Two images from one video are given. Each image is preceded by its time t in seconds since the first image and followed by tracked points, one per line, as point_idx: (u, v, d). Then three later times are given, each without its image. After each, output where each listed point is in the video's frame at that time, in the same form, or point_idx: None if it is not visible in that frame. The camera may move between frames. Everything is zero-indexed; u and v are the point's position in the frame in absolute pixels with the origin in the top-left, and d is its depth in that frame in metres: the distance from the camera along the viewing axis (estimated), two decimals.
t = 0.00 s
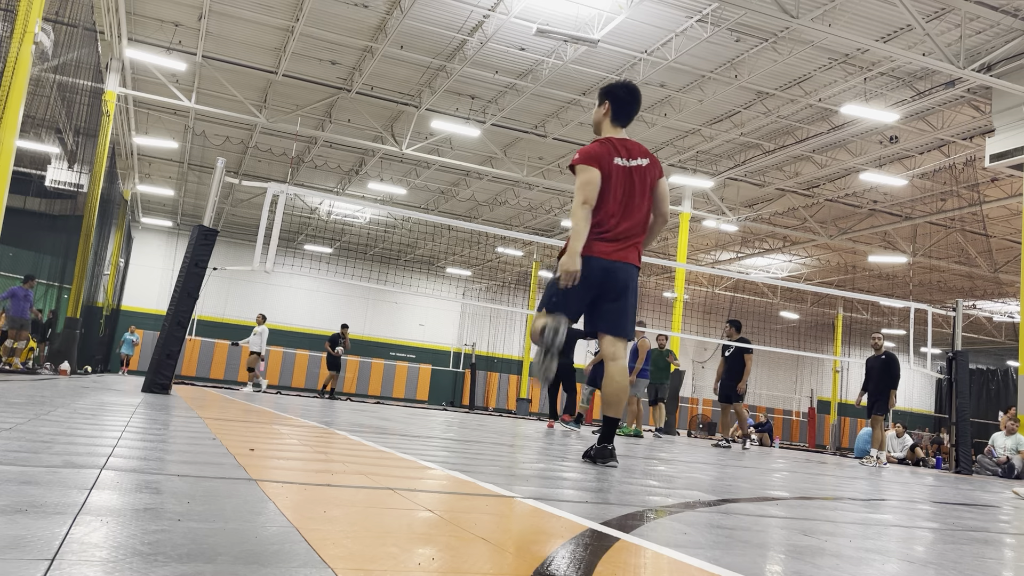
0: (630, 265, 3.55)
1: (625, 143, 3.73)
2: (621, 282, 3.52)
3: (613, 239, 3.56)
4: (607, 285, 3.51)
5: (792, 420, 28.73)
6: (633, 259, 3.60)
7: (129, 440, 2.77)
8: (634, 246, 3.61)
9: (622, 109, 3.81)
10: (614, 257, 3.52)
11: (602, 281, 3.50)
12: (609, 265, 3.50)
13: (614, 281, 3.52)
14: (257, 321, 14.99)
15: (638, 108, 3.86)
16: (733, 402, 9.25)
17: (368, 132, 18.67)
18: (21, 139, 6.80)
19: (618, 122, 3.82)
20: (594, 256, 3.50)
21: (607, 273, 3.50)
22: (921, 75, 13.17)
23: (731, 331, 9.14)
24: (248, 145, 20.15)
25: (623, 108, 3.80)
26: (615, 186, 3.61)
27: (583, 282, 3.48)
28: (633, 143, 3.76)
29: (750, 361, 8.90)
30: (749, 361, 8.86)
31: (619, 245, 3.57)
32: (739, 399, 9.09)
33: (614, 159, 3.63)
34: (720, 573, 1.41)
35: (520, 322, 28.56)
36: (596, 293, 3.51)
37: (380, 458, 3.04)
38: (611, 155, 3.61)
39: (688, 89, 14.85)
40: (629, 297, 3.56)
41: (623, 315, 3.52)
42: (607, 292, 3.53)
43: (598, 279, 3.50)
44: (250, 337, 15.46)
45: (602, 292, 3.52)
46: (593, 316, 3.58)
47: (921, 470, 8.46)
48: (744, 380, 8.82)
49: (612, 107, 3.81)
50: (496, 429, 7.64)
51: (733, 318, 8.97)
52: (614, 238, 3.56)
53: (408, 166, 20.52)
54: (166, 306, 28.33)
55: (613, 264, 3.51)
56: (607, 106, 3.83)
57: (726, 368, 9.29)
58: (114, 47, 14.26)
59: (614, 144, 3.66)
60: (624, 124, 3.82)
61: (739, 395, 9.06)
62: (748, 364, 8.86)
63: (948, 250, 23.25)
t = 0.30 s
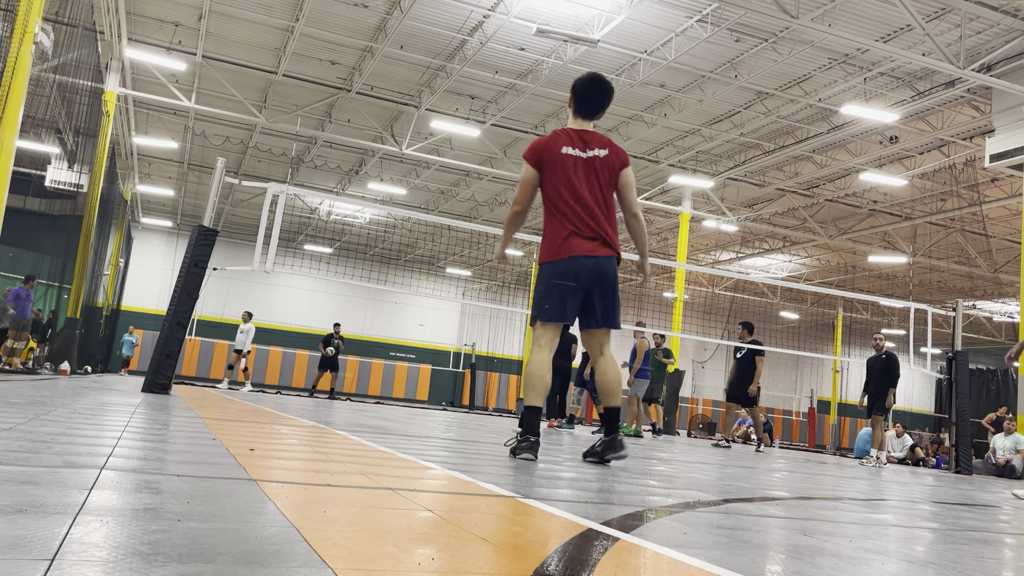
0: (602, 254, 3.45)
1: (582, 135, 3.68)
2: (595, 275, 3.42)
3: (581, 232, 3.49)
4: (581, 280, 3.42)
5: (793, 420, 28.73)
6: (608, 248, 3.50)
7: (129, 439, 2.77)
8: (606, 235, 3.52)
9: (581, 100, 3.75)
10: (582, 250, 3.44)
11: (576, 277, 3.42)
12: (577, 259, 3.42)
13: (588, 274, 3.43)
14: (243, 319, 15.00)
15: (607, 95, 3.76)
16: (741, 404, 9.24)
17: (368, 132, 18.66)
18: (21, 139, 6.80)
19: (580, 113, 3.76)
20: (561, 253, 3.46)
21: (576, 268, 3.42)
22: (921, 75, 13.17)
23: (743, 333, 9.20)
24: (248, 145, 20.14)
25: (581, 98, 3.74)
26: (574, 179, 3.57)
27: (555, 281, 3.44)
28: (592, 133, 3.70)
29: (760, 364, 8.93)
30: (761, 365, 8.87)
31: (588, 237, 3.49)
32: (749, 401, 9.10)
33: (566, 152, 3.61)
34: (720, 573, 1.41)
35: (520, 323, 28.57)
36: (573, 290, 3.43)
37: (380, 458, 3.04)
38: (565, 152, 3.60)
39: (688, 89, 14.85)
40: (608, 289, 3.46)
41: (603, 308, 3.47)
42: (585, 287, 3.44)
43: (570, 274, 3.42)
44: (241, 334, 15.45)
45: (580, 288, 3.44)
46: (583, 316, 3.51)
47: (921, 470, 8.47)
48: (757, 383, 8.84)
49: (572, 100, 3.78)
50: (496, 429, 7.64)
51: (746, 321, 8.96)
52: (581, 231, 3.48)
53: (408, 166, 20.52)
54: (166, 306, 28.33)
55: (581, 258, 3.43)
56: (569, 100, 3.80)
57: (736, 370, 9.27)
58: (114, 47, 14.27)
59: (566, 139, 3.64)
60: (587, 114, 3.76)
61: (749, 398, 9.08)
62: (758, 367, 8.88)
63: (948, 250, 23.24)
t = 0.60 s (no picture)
0: (587, 246, 3.45)
1: (572, 126, 3.66)
2: (579, 266, 3.42)
3: (566, 224, 3.50)
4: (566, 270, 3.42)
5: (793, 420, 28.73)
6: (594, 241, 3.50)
7: (128, 439, 2.76)
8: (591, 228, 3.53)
9: (575, 90, 3.70)
10: (567, 241, 3.44)
11: (561, 268, 3.42)
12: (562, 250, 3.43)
13: (573, 266, 3.43)
14: (229, 318, 14.99)
15: (602, 87, 3.70)
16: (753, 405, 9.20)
17: (368, 132, 18.66)
18: (21, 139, 6.80)
19: (575, 106, 3.74)
20: (546, 244, 3.45)
21: (561, 259, 3.42)
22: (921, 75, 13.16)
23: (755, 335, 9.23)
24: (248, 145, 20.15)
25: (574, 89, 3.70)
26: (560, 172, 3.56)
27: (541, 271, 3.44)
28: (583, 126, 3.68)
29: (773, 366, 8.93)
30: (775, 367, 8.88)
31: (573, 228, 3.50)
32: (763, 402, 9.09)
33: (556, 144, 3.60)
34: (720, 573, 1.41)
35: (520, 323, 28.59)
36: (557, 284, 3.43)
37: (379, 457, 3.04)
38: (552, 142, 3.59)
39: (688, 89, 14.86)
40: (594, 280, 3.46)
41: (590, 296, 3.46)
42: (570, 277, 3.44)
43: (554, 264, 3.43)
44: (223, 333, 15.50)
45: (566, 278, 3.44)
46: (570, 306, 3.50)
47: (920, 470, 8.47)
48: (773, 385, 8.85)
49: (566, 91, 3.76)
50: (496, 429, 7.63)
51: (757, 322, 8.96)
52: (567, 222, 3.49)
53: (409, 166, 20.52)
54: (166, 306, 28.33)
55: (564, 249, 3.43)
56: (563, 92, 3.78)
57: (748, 371, 9.26)
58: (114, 47, 14.26)
59: (555, 130, 3.63)
60: (580, 106, 3.72)
61: (762, 399, 9.07)
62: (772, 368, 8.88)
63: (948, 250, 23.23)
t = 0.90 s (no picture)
0: (582, 249, 3.44)
1: (574, 131, 3.66)
2: (571, 269, 3.41)
3: (562, 226, 3.50)
4: (558, 273, 3.41)
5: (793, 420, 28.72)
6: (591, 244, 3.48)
7: (128, 440, 2.77)
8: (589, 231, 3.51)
9: (579, 95, 3.70)
10: (561, 244, 3.45)
11: (556, 270, 3.41)
12: (556, 252, 3.43)
13: (566, 269, 3.42)
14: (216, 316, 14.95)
15: (605, 91, 3.69)
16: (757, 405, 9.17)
17: (368, 132, 18.65)
18: (21, 139, 6.80)
19: (579, 111, 3.74)
20: (541, 246, 3.47)
21: (556, 262, 3.42)
22: (921, 75, 13.16)
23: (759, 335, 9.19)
24: (248, 145, 20.14)
25: (577, 94, 3.71)
26: (558, 175, 3.58)
27: (534, 274, 3.44)
28: (585, 131, 3.68)
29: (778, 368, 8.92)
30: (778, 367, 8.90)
31: (569, 231, 3.50)
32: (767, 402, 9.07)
33: (555, 148, 3.61)
34: (720, 573, 1.41)
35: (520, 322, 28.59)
36: (550, 285, 3.43)
37: (379, 458, 3.04)
38: (553, 146, 3.62)
39: (688, 89, 14.85)
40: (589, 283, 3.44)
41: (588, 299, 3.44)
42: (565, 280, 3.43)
43: (548, 267, 3.43)
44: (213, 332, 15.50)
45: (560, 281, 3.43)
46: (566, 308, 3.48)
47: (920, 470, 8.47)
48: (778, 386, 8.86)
49: (570, 98, 3.77)
50: (496, 429, 7.63)
51: (763, 322, 8.94)
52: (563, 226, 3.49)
53: (408, 166, 20.52)
54: (166, 306, 28.32)
55: (558, 251, 3.44)
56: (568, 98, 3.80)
57: (752, 370, 9.24)
58: (114, 47, 14.26)
59: (555, 134, 3.64)
60: (583, 112, 3.72)
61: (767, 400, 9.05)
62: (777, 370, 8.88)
63: (948, 250, 23.23)
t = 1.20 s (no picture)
0: (595, 262, 3.46)
1: (591, 144, 3.67)
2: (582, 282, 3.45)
3: (576, 239, 3.53)
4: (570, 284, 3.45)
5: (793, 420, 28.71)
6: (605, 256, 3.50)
7: (129, 439, 2.77)
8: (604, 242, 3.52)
9: (597, 110, 3.73)
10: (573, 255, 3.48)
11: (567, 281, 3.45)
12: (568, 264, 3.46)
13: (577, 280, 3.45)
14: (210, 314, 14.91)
15: (621, 104, 3.72)
16: (755, 406, 9.18)
17: (368, 132, 18.66)
18: (21, 139, 6.80)
19: (597, 125, 3.76)
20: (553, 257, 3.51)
21: (567, 274, 3.46)
22: (921, 75, 13.16)
23: (759, 334, 9.19)
24: (248, 145, 20.14)
25: (594, 109, 3.73)
26: (574, 188, 3.61)
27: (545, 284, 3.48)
28: (603, 143, 3.67)
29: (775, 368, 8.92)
30: (776, 368, 8.91)
31: (582, 244, 3.52)
32: (764, 403, 9.07)
33: (571, 163, 3.64)
34: (719, 573, 1.41)
35: (520, 322, 28.58)
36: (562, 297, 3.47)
37: (379, 457, 3.04)
38: (569, 159, 3.65)
39: (688, 89, 14.85)
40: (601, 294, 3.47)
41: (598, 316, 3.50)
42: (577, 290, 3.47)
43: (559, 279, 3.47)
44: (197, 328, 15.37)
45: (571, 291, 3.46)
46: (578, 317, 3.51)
47: (919, 469, 8.48)
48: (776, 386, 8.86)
49: (588, 112, 3.80)
50: (496, 429, 7.63)
51: (762, 322, 8.95)
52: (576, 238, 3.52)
53: (409, 166, 20.52)
54: (166, 306, 28.33)
55: (570, 264, 3.47)
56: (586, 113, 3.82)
57: (751, 369, 9.28)
58: (114, 47, 14.27)
59: (571, 148, 3.67)
60: (601, 126, 3.74)
61: (763, 400, 9.06)
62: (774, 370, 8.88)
63: (948, 250, 23.24)
